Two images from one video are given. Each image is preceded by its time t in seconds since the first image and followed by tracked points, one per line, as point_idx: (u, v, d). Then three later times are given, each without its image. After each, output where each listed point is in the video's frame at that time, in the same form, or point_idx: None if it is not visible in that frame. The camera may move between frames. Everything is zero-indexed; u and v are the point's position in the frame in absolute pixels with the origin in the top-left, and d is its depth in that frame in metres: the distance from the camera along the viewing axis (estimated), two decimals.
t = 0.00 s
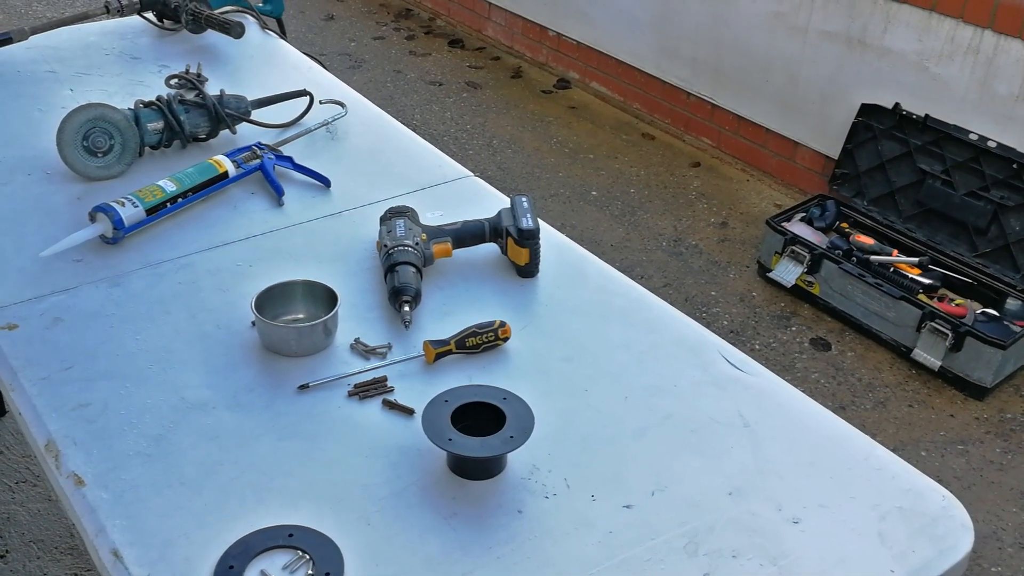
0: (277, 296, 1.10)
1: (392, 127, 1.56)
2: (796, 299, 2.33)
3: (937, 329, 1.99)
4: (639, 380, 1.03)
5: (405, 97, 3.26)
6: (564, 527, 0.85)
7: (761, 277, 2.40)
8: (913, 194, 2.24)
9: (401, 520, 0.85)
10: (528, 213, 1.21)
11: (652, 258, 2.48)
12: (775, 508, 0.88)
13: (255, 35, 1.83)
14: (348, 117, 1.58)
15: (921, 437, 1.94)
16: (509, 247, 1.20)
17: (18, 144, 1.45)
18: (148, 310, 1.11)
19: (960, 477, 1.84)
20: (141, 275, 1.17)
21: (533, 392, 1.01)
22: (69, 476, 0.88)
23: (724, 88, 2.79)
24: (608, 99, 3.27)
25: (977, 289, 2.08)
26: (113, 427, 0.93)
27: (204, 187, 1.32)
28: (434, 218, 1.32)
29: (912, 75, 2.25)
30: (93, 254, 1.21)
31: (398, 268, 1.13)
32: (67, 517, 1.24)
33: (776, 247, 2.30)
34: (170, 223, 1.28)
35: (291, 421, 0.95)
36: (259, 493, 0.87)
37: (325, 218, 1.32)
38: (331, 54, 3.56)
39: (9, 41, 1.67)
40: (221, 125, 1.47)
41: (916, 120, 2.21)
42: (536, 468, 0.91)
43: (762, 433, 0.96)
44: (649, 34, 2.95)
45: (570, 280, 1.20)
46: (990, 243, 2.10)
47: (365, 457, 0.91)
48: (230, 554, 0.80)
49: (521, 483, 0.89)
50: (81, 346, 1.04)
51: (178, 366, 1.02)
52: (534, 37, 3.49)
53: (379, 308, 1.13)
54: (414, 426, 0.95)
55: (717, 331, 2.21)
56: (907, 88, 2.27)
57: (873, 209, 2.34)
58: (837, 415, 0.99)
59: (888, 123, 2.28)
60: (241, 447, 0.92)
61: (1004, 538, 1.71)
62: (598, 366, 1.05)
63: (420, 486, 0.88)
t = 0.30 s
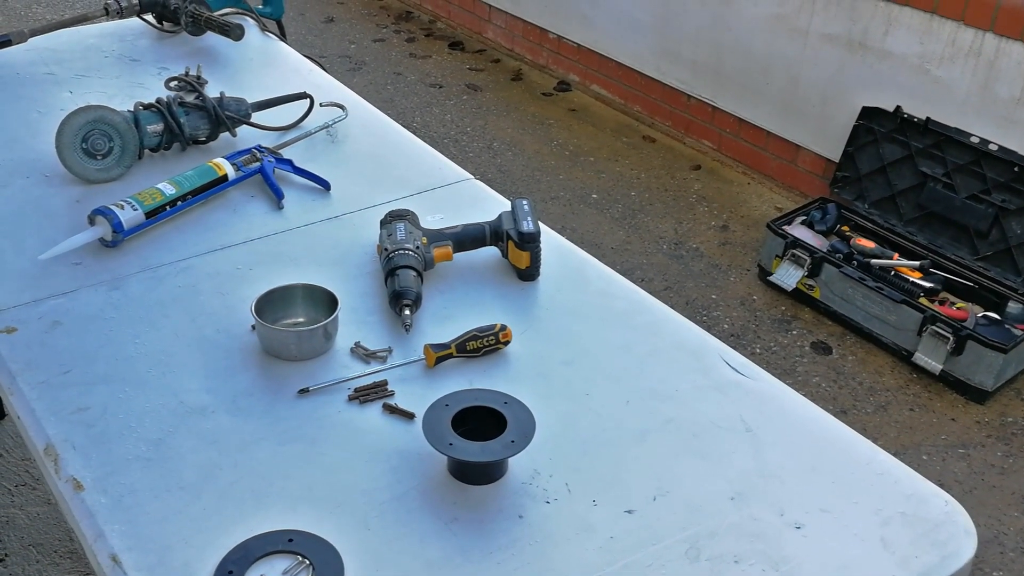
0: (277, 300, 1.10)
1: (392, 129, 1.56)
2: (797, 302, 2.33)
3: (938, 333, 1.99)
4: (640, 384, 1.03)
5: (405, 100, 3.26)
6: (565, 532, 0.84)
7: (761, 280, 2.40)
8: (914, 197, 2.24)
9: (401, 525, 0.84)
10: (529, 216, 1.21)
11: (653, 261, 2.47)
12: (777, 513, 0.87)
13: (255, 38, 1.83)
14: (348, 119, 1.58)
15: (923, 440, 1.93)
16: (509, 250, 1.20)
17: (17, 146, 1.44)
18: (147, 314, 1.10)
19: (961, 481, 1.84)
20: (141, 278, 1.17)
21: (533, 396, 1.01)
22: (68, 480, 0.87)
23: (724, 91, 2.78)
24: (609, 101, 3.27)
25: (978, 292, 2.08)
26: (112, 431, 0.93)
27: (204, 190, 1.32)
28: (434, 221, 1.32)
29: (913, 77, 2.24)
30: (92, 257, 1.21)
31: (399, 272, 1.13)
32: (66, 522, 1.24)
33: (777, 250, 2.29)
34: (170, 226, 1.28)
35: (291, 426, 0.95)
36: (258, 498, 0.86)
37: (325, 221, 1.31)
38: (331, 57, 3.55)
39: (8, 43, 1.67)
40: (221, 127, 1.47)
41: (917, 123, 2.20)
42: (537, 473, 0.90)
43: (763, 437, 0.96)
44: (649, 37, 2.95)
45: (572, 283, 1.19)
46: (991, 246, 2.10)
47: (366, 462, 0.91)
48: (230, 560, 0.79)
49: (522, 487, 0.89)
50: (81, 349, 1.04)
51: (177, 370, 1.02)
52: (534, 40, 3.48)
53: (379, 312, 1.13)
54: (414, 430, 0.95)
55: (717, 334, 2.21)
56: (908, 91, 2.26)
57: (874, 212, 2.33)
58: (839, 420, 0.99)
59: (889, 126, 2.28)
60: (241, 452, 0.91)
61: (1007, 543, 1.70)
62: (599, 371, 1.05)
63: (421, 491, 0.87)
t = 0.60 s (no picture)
0: (278, 297, 1.09)
1: (393, 127, 1.56)
2: (798, 300, 2.33)
3: (940, 331, 1.98)
4: (641, 382, 1.02)
5: (406, 97, 3.25)
6: (566, 531, 0.84)
7: (763, 278, 2.39)
8: (916, 195, 2.23)
9: (402, 524, 0.84)
10: (530, 214, 1.20)
11: (654, 259, 2.47)
12: (779, 512, 0.87)
13: (255, 35, 1.82)
14: (348, 116, 1.58)
15: (924, 439, 1.93)
16: (510, 248, 1.19)
17: (17, 143, 1.44)
18: (148, 311, 1.10)
19: (963, 480, 1.83)
20: (142, 275, 1.17)
21: (535, 394, 1.00)
22: (68, 478, 0.87)
23: (726, 88, 2.78)
24: (610, 99, 3.26)
25: (980, 291, 2.08)
26: (113, 429, 0.92)
27: (204, 187, 1.32)
28: (435, 218, 1.31)
29: (915, 75, 2.24)
30: (93, 254, 1.20)
31: (399, 270, 1.12)
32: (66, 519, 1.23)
33: (778, 248, 2.29)
34: (170, 223, 1.27)
35: (292, 423, 0.94)
36: (259, 496, 0.86)
37: (325, 218, 1.31)
38: (332, 54, 3.55)
39: (8, 40, 1.66)
40: (221, 124, 1.46)
41: (919, 121, 2.20)
42: (538, 472, 0.90)
43: (765, 436, 0.96)
44: (651, 34, 2.94)
45: (573, 281, 1.19)
46: (993, 244, 2.09)
47: (366, 460, 0.90)
48: (230, 558, 0.79)
49: (522, 486, 0.88)
50: (81, 347, 1.03)
51: (178, 367, 1.01)
52: (535, 37, 3.48)
53: (380, 309, 1.13)
54: (415, 428, 0.95)
55: (719, 332, 2.20)
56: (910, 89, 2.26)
57: (876, 210, 2.33)
58: (841, 418, 0.99)
59: (891, 124, 2.27)
60: (242, 450, 0.91)
61: (1008, 541, 1.70)
62: (601, 369, 1.04)
63: (421, 489, 0.87)
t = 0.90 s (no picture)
0: (277, 293, 1.09)
1: (393, 123, 1.55)
2: (799, 295, 2.32)
3: (941, 326, 1.98)
4: (642, 378, 1.02)
5: (406, 93, 3.25)
6: (566, 527, 0.84)
7: (764, 274, 2.39)
8: (918, 191, 2.23)
9: (402, 520, 0.84)
10: (530, 210, 1.20)
11: (654, 255, 2.47)
12: (779, 508, 0.87)
13: (255, 30, 1.82)
14: (348, 112, 1.57)
15: (925, 434, 1.93)
16: (510, 244, 1.19)
17: (17, 139, 1.44)
18: (148, 306, 1.10)
19: (963, 475, 1.83)
20: (141, 271, 1.16)
21: (534, 390, 1.00)
22: (68, 474, 0.87)
23: (727, 84, 2.77)
24: (610, 94, 3.25)
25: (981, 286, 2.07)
26: (113, 424, 0.92)
27: (204, 183, 1.32)
28: (435, 214, 1.31)
29: (916, 70, 2.23)
30: (93, 250, 1.20)
31: (399, 266, 1.12)
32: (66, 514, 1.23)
33: (779, 243, 2.29)
34: (170, 219, 1.27)
35: (292, 419, 0.94)
36: (259, 492, 0.86)
37: (325, 214, 1.31)
38: (332, 49, 3.54)
39: (8, 36, 1.66)
40: (221, 120, 1.46)
41: (920, 116, 2.19)
42: (538, 468, 0.90)
43: (765, 432, 0.96)
44: (651, 29, 2.94)
45: (573, 277, 1.19)
46: (994, 240, 2.09)
47: (366, 456, 0.90)
48: (230, 554, 0.79)
49: (522, 482, 0.88)
50: (81, 343, 1.03)
51: (178, 363, 1.01)
52: (536, 32, 3.47)
53: (380, 305, 1.13)
54: (415, 424, 0.95)
55: (719, 328, 2.20)
56: (911, 84, 2.25)
57: (877, 205, 2.33)
58: (841, 414, 0.98)
59: (891, 119, 2.26)
60: (241, 446, 0.91)
61: (1009, 536, 1.70)
62: (601, 365, 1.04)
63: (421, 486, 0.87)
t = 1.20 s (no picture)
0: (277, 290, 1.09)
1: (393, 119, 1.55)
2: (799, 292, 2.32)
3: (941, 323, 1.98)
4: (642, 375, 1.02)
5: (406, 89, 3.24)
6: (567, 523, 0.84)
7: (763, 270, 2.39)
8: (918, 187, 2.23)
9: (402, 517, 0.84)
10: (530, 206, 1.20)
11: (654, 251, 2.47)
12: (779, 505, 0.87)
13: (254, 26, 1.81)
14: (347, 108, 1.57)
15: (925, 431, 1.93)
16: (509, 241, 1.19)
17: (15, 135, 1.43)
18: (148, 303, 1.10)
19: (963, 471, 1.83)
20: (140, 268, 1.16)
21: (534, 387, 1.00)
22: (67, 471, 0.87)
23: (726, 80, 2.77)
24: (610, 90, 3.25)
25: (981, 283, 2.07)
26: (112, 422, 0.92)
27: (203, 179, 1.31)
28: (435, 211, 1.31)
29: (916, 66, 2.23)
30: (92, 247, 1.20)
31: (399, 262, 1.12)
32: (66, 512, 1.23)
33: (779, 240, 2.29)
34: (170, 215, 1.27)
35: (292, 417, 0.94)
36: (259, 489, 0.86)
37: (324, 210, 1.31)
38: (331, 45, 3.54)
39: (7, 32, 1.66)
40: (220, 116, 1.46)
41: (919, 112, 2.19)
42: (538, 465, 0.90)
43: (766, 429, 0.95)
44: (651, 25, 2.93)
45: (573, 273, 1.19)
46: (994, 236, 2.09)
47: (366, 453, 0.90)
48: (230, 551, 0.79)
49: (522, 479, 0.88)
50: (80, 340, 1.03)
51: (177, 360, 1.01)
52: (535, 28, 3.46)
53: (380, 302, 1.12)
54: (415, 421, 0.94)
55: (719, 324, 2.20)
56: (911, 80, 2.25)
57: (877, 202, 2.33)
58: (842, 411, 0.98)
59: (892, 115, 2.26)
60: (241, 444, 0.91)
61: (1009, 533, 1.70)
62: (601, 361, 1.04)
63: (421, 483, 0.87)
